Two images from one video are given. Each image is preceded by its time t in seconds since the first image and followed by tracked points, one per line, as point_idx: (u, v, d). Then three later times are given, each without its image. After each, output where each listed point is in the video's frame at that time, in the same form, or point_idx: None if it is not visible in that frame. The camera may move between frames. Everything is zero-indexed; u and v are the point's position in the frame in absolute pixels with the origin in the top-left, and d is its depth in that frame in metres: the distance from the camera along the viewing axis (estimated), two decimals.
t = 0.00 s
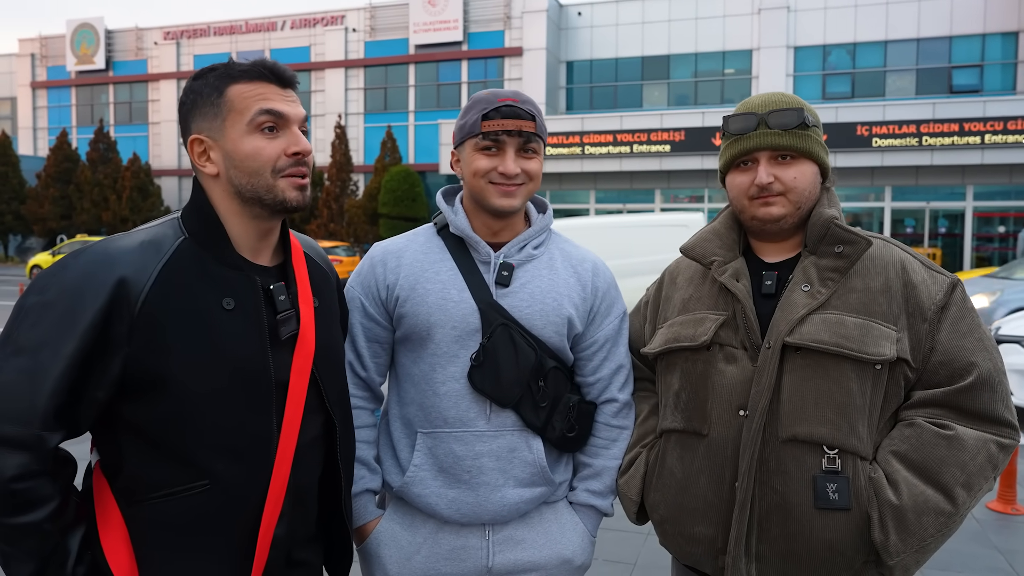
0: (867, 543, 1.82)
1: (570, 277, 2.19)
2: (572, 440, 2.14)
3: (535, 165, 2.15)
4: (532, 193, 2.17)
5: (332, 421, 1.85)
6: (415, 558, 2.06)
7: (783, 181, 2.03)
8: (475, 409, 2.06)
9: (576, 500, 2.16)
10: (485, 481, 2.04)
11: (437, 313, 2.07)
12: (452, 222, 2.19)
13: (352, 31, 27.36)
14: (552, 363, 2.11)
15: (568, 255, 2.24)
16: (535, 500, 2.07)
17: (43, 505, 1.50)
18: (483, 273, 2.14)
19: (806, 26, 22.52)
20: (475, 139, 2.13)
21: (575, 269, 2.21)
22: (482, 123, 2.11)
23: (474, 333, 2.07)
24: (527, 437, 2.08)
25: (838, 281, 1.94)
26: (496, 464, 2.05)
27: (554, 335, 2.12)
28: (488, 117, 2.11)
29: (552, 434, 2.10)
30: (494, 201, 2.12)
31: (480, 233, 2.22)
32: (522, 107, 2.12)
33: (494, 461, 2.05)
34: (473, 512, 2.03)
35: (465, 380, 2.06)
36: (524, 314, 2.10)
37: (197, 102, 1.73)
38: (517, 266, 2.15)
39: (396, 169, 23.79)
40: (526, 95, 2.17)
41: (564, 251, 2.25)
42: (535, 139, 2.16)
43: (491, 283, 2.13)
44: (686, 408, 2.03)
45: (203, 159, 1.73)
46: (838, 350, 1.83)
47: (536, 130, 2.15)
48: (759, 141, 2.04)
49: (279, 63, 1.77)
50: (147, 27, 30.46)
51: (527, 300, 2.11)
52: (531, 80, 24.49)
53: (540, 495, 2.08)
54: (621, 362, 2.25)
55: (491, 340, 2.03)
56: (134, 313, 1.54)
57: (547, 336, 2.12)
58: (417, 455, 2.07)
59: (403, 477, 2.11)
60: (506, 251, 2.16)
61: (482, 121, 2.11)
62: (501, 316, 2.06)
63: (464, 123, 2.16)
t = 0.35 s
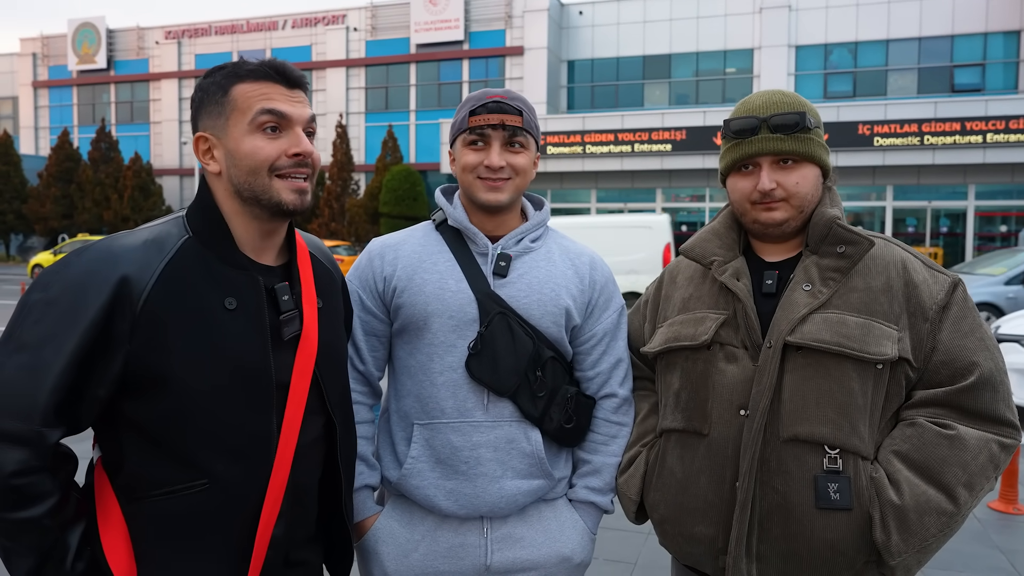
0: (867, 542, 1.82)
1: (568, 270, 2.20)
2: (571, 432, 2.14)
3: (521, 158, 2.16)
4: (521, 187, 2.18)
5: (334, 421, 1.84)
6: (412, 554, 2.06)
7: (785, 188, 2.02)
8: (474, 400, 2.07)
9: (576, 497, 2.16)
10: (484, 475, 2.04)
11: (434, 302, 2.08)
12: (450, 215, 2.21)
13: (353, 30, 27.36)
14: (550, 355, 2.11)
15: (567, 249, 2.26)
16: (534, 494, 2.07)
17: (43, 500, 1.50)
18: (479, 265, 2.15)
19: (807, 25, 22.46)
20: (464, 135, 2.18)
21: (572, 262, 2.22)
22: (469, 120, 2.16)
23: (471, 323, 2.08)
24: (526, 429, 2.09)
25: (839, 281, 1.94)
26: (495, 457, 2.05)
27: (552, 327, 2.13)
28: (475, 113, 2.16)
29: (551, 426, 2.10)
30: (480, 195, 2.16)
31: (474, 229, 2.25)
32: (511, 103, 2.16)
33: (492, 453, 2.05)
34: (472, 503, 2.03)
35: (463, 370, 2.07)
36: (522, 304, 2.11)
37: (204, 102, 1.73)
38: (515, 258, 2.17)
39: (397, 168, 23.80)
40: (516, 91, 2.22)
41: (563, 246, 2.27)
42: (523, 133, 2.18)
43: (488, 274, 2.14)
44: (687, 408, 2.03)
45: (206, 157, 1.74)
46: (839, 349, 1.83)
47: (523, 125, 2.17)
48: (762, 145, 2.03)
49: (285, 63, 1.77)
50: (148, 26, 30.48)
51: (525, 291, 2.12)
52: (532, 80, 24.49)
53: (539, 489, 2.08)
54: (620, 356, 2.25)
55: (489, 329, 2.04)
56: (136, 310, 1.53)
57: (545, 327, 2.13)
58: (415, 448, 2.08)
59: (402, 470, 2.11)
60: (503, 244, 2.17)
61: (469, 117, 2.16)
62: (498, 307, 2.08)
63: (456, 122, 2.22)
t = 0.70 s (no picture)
0: (866, 541, 1.81)
1: (566, 267, 2.19)
2: (568, 429, 2.13)
3: (517, 157, 2.16)
4: (516, 185, 2.18)
5: (332, 419, 1.84)
6: (411, 550, 2.05)
7: (786, 185, 2.02)
8: (471, 396, 2.06)
9: (574, 493, 2.16)
10: (482, 470, 2.04)
11: (432, 299, 2.08)
12: (449, 213, 2.21)
13: (353, 29, 27.35)
14: (547, 352, 2.10)
15: (564, 246, 2.25)
16: (532, 489, 2.06)
17: (41, 502, 1.49)
18: (478, 262, 2.15)
19: (808, 23, 22.40)
20: (462, 132, 2.18)
21: (571, 260, 2.22)
22: (467, 117, 2.16)
23: (468, 320, 2.08)
24: (523, 425, 2.08)
25: (839, 280, 1.93)
26: (493, 453, 2.05)
27: (549, 323, 2.13)
28: (474, 110, 2.16)
29: (547, 421, 2.09)
30: (475, 192, 2.15)
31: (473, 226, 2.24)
32: (508, 101, 2.16)
33: (490, 448, 2.05)
34: (470, 498, 2.03)
35: (460, 367, 2.06)
36: (519, 301, 2.11)
37: (194, 99, 1.73)
38: (513, 255, 2.17)
39: (397, 167, 23.79)
40: (514, 91, 2.22)
41: (561, 243, 2.26)
42: (519, 131, 2.17)
43: (486, 271, 2.14)
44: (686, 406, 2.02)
45: (198, 155, 1.74)
46: (838, 349, 1.82)
47: (519, 123, 2.17)
48: (762, 142, 2.02)
49: (273, 56, 1.76)
50: (148, 25, 30.46)
51: (523, 288, 2.12)
52: (533, 79, 24.47)
53: (536, 484, 2.08)
54: (619, 353, 2.25)
55: (486, 326, 2.04)
56: (131, 309, 1.53)
57: (541, 324, 2.12)
58: (414, 444, 2.08)
59: (401, 465, 2.11)
60: (501, 241, 2.17)
61: (467, 114, 2.17)
62: (496, 303, 2.07)
63: (455, 121, 2.23)
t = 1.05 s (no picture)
0: (864, 541, 1.80)
1: (563, 268, 2.19)
2: (564, 429, 2.12)
3: (512, 160, 2.14)
4: (511, 188, 2.17)
5: (328, 418, 1.83)
6: (409, 544, 2.05)
7: (784, 184, 2.01)
8: (469, 396, 2.06)
9: (570, 490, 2.16)
10: (479, 468, 2.03)
11: (430, 301, 2.08)
12: (447, 215, 2.21)
13: (352, 28, 27.33)
14: (544, 354, 2.10)
15: (562, 247, 2.25)
16: (529, 488, 2.06)
17: (34, 501, 1.48)
18: (475, 264, 2.14)
19: (808, 22, 22.39)
20: (459, 134, 2.18)
21: (568, 261, 2.22)
22: (464, 119, 2.17)
23: (466, 322, 2.07)
24: (519, 424, 2.07)
25: (837, 279, 1.92)
26: (490, 452, 2.05)
27: (546, 325, 2.12)
28: (471, 112, 2.16)
29: (543, 422, 2.09)
30: (470, 193, 2.15)
31: (471, 226, 2.23)
32: (505, 104, 2.16)
33: (488, 448, 2.05)
34: (468, 497, 2.03)
35: (458, 368, 2.06)
36: (516, 304, 2.10)
37: (189, 99, 1.73)
38: (510, 258, 2.16)
39: (397, 167, 23.78)
40: (514, 93, 2.22)
41: (558, 244, 2.26)
42: (514, 134, 2.16)
43: (484, 273, 2.13)
44: (684, 406, 2.02)
45: (192, 154, 1.74)
46: (835, 349, 1.81)
47: (515, 126, 2.16)
48: (759, 142, 2.01)
49: (267, 54, 1.75)
50: (147, 24, 30.43)
51: (520, 289, 2.11)
52: (532, 78, 24.45)
53: (534, 483, 2.07)
54: (615, 353, 2.24)
55: (483, 327, 2.03)
56: (124, 307, 1.52)
57: (538, 325, 2.12)
58: (413, 442, 2.08)
59: (400, 462, 2.12)
60: (499, 243, 2.16)
61: (464, 116, 2.17)
62: (493, 305, 2.06)
63: (454, 122, 2.23)
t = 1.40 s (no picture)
0: (862, 542, 1.81)
1: (568, 272, 2.18)
2: (566, 432, 2.13)
3: (523, 161, 2.16)
4: (521, 188, 2.17)
5: (327, 419, 1.83)
6: (414, 539, 2.06)
7: (783, 185, 2.01)
8: (471, 397, 2.07)
9: (572, 490, 2.16)
10: (482, 470, 2.04)
11: (434, 304, 2.08)
12: (453, 216, 2.21)
13: (352, 27, 27.31)
14: (546, 357, 2.10)
15: (567, 249, 2.24)
16: (532, 488, 2.07)
17: (34, 503, 1.48)
18: (480, 266, 2.14)
19: (807, 21, 22.39)
20: (472, 132, 2.19)
21: (572, 263, 2.21)
22: (478, 117, 2.17)
23: (471, 328, 2.08)
24: (522, 427, 2.08)
25: (836, 281, 1.93)
26: (493, 453, 2.06)
27: (549, 329, 2.12)
28: (484, 111, 2.17)
29: (546, 425, 2.09)
30: (480, 192, 2.16)
31: (478, 226, 2.23)
32: (519, 104, 2.16)
33: (490, 449, 2.06)
34: (471, 497, 2.04)
35: (462, 372, 2.07)
36: (519, 307, 2.10)
37: (194, 98, 1.71)
38: (515, 260, 2.16)
39: (396, 166, 23.77)
40: (527, 94, 2.22)
41: (563, 245, 2.25)
42: (528, 135, 2.17)
43: (488, 276, 2.13)
44: (683, 406, 2.02)
45: (197, 155, 1.72)
46: (833, 350, 1.82)
47: (528, 127, 2.17)
48: (758, 142, 2.02)
49: (273, 57, 1.76)
50: (147, 23, 30.43)
51: (524, 293, 2.11)
52: (531, 77, 24.45)
53: (537, 484, 2.08)
54: (619, 355, 2.24)
55: (486, 331, 2.04)
56: (124, 309, 1.52)
57: (541, 329, 2.12)
58: (418, 441, 2.09)
59: (406, 461, 2.13)
60: (504, 245, 2.16)
61: (477, 115, 2.17)
62: (496, 309, 2.06)
63: (468, 120, 2.24)
